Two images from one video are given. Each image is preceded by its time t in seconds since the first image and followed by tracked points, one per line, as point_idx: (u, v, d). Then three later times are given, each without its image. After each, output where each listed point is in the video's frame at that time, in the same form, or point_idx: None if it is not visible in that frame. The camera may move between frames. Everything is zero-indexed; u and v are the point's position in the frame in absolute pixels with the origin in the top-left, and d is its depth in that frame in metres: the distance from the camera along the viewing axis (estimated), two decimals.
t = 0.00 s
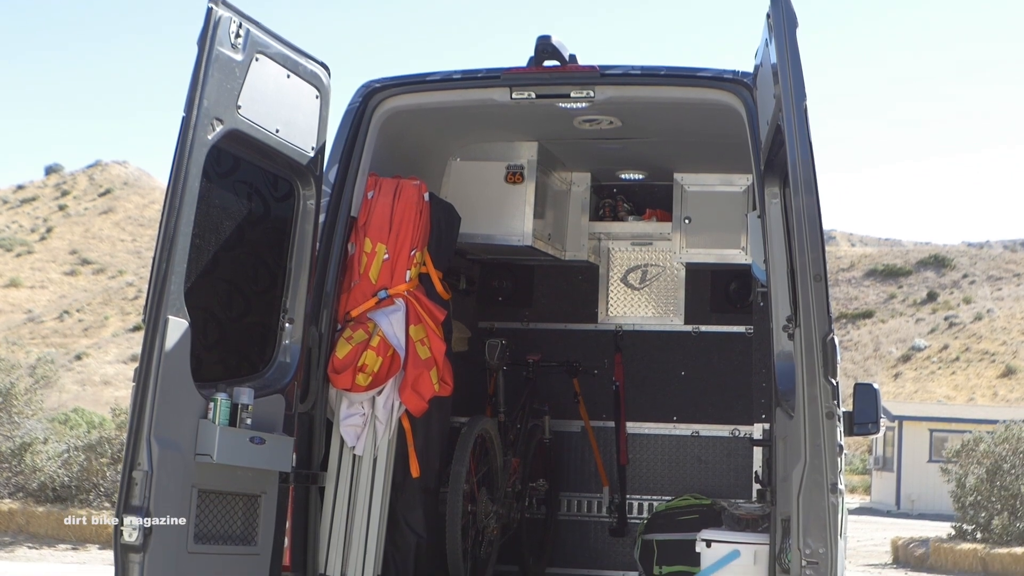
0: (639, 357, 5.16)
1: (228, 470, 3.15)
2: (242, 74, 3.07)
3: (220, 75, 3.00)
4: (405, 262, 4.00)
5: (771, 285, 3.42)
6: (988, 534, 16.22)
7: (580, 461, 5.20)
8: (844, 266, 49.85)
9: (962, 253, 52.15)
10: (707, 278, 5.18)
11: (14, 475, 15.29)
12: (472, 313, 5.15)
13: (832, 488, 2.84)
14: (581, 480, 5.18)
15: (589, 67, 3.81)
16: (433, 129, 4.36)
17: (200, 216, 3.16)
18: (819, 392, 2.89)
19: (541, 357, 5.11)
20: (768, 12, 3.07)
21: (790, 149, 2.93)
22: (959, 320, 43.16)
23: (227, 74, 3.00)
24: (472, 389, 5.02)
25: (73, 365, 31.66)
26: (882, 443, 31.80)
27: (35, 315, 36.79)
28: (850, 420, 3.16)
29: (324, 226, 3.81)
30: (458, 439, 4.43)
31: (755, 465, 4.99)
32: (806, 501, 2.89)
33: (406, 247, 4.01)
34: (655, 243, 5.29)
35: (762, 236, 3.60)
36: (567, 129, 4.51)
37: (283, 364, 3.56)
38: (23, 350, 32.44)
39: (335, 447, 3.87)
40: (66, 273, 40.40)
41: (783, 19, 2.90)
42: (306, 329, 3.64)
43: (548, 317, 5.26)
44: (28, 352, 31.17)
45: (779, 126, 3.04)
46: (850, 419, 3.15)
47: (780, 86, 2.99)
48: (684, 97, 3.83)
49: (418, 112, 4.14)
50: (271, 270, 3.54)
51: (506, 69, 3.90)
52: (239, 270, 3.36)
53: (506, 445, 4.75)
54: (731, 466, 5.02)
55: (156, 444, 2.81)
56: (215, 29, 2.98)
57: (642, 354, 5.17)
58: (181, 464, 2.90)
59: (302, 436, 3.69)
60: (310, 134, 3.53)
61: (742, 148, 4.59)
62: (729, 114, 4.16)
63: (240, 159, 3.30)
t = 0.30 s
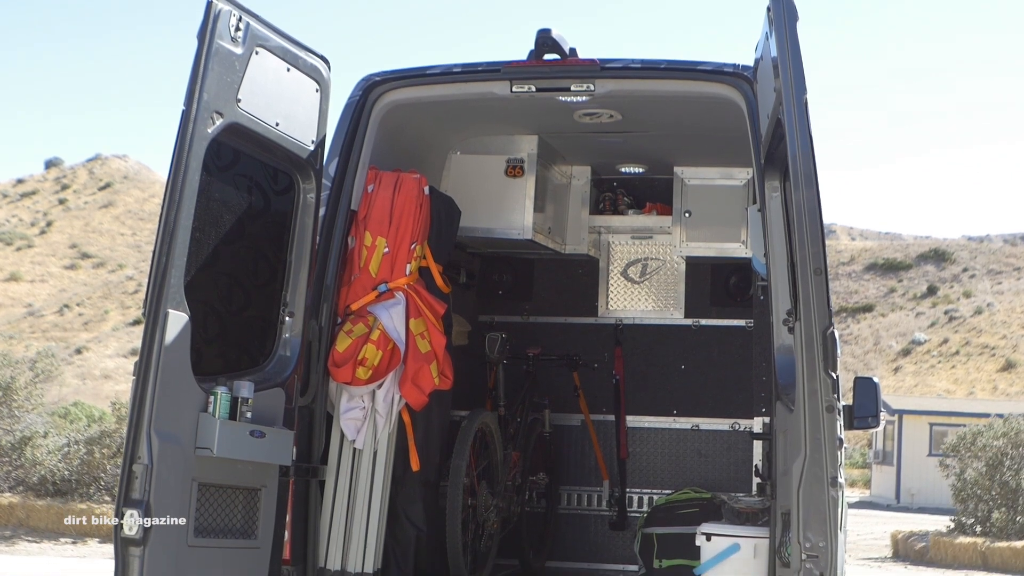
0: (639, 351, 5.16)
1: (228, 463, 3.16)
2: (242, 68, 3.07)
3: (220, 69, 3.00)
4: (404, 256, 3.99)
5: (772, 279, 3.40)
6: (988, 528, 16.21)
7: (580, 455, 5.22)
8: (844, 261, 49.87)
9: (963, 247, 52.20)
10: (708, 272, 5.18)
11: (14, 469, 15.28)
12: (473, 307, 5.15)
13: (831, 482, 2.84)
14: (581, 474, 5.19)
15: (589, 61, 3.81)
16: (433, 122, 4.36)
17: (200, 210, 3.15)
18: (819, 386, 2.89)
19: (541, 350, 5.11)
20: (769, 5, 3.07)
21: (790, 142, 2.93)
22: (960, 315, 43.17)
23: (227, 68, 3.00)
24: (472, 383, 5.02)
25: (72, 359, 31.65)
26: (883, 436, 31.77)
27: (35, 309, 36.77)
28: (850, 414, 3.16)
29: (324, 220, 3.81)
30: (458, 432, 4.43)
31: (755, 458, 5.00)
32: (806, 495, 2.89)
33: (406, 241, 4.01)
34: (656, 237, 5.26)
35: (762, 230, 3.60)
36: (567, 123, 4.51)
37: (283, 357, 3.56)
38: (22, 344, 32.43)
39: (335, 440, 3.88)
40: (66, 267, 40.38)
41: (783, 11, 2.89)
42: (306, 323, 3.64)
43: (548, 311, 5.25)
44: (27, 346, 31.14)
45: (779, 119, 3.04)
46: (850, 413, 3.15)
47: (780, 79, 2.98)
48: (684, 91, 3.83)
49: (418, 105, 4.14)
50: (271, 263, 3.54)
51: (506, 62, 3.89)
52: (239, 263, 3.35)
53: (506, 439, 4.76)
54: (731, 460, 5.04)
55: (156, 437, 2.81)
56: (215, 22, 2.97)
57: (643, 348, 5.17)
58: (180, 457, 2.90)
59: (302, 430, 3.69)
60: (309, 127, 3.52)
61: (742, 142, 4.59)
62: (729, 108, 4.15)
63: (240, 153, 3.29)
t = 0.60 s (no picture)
0: (639, 346, 5.17)
1: (228, 458, 3.16)
2: (242, 62, 3.07)
3: (219, 63, 2.99)
4: (404, 250, 3.99)
5: (772, 274, 3.39)
6: (987, 523, 16.23)
7: (580, 449, 5.22)
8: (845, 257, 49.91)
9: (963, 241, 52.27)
10: (708, 266, 5.18)
11: (14, 463, 15.28)
12: (473, 302, 5.15)
13: (831, 476, 2.83)
14: (581, 469, 5.20)
15: (588, 55, 3.80)
16: (433, 117, 4.36)
17: (200, 204, 3.15)
18: (820, 380, 2.88)
19: (541, 344, 5.12)
20: None
21: (790, 137, 2.93)
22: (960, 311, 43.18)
23: (227, 62, 3.00)
24: (473, 377, 5.02)
25: (73, 354, 31.67)
26: (883, 431, 31.77)
27: (36, 303, 36.78)
28: (851, 409, 3.16)
29: (324, 214, 3.81)
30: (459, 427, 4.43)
31: (755, 453, 5.00)
32: (806, 490, 2.89)
33: (406, 235, 4.00)
34: (656, 231, 5.28)
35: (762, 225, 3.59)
36: (567, 117, 4.51)
37: (284, 352, 3.55)
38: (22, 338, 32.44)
39: (335, 434, 3.88)
40: (66, 262, 40.39)
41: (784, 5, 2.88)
42: (306, 317, 3.64)
43: (548, 305, 5.26)
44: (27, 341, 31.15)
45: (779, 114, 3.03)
46: (850, 408, 3.15)
47: (780, 73, 2.98)
48: (684, 85, 3.82)
49: (418, 99, 4.14)
50: (271, 258, 3.54)
51: (506, 57, 3.89)
52: (240, 258, 3.35)
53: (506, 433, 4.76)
54: (731, 454, 5.04)
55: (156, 431, 2.81)
56: (215, 16, 2.97)
57: (643, 342, 5.17)
58: (181, 452, 2.90)
59: (302, 424, 3.69)
60: (309, 122, 3.51)
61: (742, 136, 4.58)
62: (729, 102, 4.14)
63: (240, 147, 3.29)
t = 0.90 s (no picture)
0: (639, 340, 5.17)
1: (228, 452, 3.15)
2: (242, 57, 3.07)
3: (219, 58, 2.99)
4: (404, 245, 3.99)
5: (771, 269, 3.38)
6: (986, 517, 16.24)
7: (580, 444, 5.22)
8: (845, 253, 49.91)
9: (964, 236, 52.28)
10: (708, 261, 5.18)
11: (14, 458, 15.27)
12: (473, 296, 5.14)
13: (830, 470, 2.83)
14: (581, 463, 5.20)
15: (588, 50, 3.80)
16: (433, 112, 4.36)
17: (199, 199, 3.15)
18: (819, 374, 2.88)
19: (541, 339, 5.13)
20: None
21: (790, 133, 2.93)
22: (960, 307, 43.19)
23: (226, 56, 2.99)
24: (472, 372, 5.02)
25: (72, 349, 31.67)
26: (883, 426, 31.77)
27: (35, 298, 36.75)
28: (850, 403, 3.16)
29: (324, 209, 3.81)
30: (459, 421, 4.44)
31: (755, 448, 5.02)
32: (805, 484, 2.89)
33: (406, 230, 4.00)
34: (655, 226, 5.27)
35: (762, 219, 3.58)
36: (567, 112, 4.51)
37: (283, 346, 3.55)
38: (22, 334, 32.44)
39: (335, 429, 3.89)
40: (66, 257, 40.36)
41: None
42: (305, 312, 3.64)
43: (548, 300, 5.26)
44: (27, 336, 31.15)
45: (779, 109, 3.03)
46: (849, 403, 3.16)
47: (780, 69, 2.96)
48: (684, 80, 3.82)
49: (417, 94, 4.14)
50: (271, 253, 3.54)
51: (505, 51, 3.88)
52: (239, 253, 3.35)
53: (506, 428, 4.77)
54: (730, 449, 5.05)
55: (156, 425, 2.81)
56: (214, 11, 2.96)
57: (643, 337, 5.17)
58: (180, 446, 2.90)
59: (302, 418, 3.69)
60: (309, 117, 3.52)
61: (742, 131, 4.58)
62: (729, 97, 4.14)
63: (240, 142, 3.29)
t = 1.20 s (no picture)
0: (639, 335, 5.17)
1: (228, 447, 3.16)
2: (242, 51, 3.07)
3: (219, 52, 2.98)
4: (404, 240, 3.98)
5: (771, 265, 3.36)
6: (985, 513, 16.24)
7: (580, 439, 5.24)
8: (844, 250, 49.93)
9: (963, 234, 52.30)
10: (707, 256, 5.18)
11: (14, 453, 15.27)
12: (473, 291, 5.14)
13: (830, 466, 2.82)
14: (581, 458, 5.21)
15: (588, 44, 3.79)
16: (433, 106, 4.36)
17: (199, 194, 3.14)
18: (819, 369, 2.88)
19: (541, 334, 5.14)
20: None
21: (790, 127, 2.92)
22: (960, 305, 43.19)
23: (226, 51, 2.99)
24: (472, 367, 5.03)
25: (71, 345, 31.66)
26: (883, 422, 31.77)
27: (34, 294, 36.73)
28: (849, 398, 3.15)
29: (323, 203, 3.80)
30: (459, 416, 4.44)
31: (755, 442, 5.02)
32: (805, 479, 2.88)
33: (406, 225, 4.00)
34: (656, 221, 5.28)
35: (762, 214, 3.58)
36: (567, 107, 4.50)
37: (283, 341, 3.55)
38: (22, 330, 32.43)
39: (335, 423, 3.89)
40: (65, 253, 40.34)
41: None
42: (305, 307, 3.64)
43: (547, 294, 5.26)
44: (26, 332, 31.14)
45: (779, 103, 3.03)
46: (849, 398, 3.14)
47: (780, 63, 2.96)
48: (684, 74, 3.81)
49: (417, 89, 4.14)
50: (270, 248, 3.54)
51: (505, 46, 3.88)
52: (239, 247, 3.35)
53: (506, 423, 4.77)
54: (730, 444, 5.06)
55: (156, 421, 2.81)
56: (214, 5, 2.95)
57: (643, 332, 5.17)
58: (180, 441, 2.90)
59: (302, 413, 3.69)
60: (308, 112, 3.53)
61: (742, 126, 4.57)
62: (729, 91, 4.14)
63: (240, 136, 3.29)
